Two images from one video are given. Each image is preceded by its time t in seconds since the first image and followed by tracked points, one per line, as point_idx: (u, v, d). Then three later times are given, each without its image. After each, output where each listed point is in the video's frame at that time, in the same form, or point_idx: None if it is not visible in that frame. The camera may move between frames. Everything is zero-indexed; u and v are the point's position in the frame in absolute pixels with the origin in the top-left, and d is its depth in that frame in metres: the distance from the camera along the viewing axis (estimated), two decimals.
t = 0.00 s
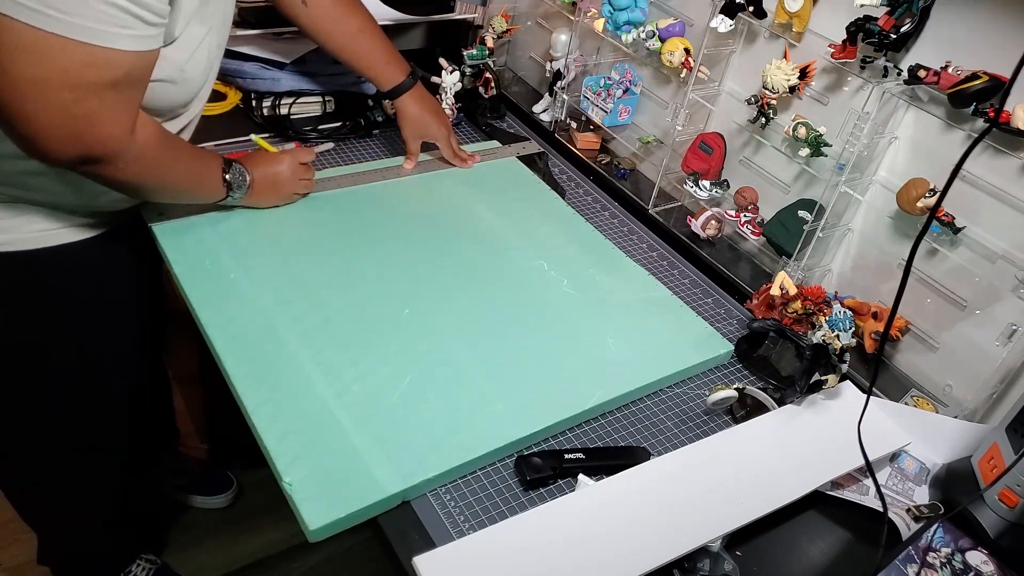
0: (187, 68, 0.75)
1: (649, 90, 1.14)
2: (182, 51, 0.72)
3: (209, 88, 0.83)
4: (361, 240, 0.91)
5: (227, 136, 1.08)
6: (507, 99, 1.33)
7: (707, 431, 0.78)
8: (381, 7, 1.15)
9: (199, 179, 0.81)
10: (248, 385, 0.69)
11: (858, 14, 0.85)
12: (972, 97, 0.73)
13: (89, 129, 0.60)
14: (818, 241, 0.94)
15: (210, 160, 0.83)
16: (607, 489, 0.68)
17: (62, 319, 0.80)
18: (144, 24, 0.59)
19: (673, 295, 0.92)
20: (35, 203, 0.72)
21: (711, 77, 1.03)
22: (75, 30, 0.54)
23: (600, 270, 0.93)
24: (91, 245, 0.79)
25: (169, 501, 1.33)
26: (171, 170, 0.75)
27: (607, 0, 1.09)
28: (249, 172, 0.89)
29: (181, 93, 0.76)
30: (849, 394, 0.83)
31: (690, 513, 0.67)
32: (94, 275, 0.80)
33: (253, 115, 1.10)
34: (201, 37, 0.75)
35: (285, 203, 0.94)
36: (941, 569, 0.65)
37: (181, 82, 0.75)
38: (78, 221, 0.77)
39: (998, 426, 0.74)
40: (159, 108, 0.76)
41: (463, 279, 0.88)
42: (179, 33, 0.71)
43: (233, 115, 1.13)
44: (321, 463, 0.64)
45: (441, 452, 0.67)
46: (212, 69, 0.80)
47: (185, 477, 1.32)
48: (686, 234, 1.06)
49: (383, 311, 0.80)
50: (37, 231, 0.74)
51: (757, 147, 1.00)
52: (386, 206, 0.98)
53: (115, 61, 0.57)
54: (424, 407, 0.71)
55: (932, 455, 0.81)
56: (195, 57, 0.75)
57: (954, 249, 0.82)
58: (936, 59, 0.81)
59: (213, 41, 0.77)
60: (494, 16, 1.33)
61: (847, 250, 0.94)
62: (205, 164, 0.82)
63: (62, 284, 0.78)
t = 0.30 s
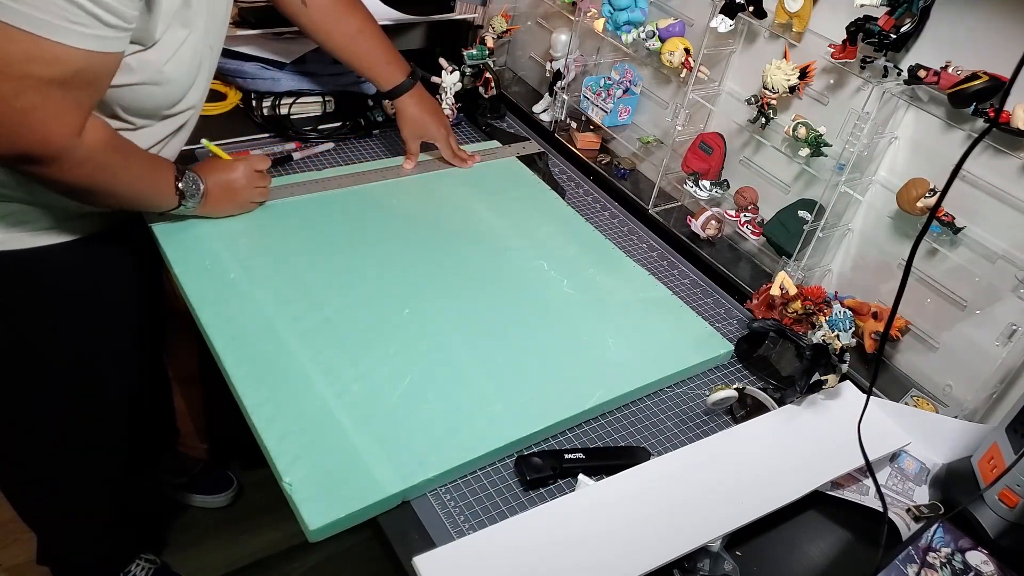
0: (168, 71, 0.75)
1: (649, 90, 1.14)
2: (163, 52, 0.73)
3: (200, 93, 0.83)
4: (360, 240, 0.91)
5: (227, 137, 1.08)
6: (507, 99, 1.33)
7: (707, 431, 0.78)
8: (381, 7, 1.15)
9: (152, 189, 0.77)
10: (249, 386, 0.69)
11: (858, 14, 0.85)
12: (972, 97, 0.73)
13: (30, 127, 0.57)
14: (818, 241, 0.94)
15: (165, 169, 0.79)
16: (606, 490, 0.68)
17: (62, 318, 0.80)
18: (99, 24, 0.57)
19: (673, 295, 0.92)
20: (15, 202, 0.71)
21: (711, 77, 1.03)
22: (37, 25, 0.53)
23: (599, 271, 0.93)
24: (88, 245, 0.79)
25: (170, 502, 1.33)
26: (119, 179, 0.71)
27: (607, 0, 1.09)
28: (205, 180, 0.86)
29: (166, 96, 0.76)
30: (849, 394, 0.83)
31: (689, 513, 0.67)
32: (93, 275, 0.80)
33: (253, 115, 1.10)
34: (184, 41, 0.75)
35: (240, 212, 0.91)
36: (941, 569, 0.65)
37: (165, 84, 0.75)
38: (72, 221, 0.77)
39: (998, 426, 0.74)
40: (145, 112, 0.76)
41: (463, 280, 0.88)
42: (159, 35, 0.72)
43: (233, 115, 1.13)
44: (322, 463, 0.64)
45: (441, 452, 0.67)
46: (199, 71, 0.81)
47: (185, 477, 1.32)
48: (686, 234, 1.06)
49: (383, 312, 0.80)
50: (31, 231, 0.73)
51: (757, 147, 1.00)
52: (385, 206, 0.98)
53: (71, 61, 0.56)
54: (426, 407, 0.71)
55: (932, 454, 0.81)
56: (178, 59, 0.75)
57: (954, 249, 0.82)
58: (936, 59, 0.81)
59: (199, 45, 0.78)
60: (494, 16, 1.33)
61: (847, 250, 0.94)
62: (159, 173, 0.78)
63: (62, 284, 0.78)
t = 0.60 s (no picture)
0: (113, 78, 0.78)
1: (649, 90, 1.14)
2: (105, 61, 0.76)
3: (154, 100, 0.86)
4: (360, 240, 0.91)
5: (220, 137, 1.07)
6: (507, 99, 1.33)
7: (707, 431, 0.78)
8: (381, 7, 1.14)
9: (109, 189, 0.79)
10: (248, 385, 0.69)
11: (858, 14, 0.85)
12: (972, 97, 0.73)
13: None
14: (818, 241, 0.94)
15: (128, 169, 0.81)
16: (606, 490, 0.68)
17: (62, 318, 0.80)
18: (32, 33, 0.61)
19: (673, 295, 0.92)
20: None
21: (711, 77, 1.03)
22: None
23: (600, 271, 0.93)
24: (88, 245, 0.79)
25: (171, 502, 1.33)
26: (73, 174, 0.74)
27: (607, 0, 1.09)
28: (173, 185, 0.85)
29: (113, 103, 0.80)
30: (849, 394, 0.83)
31: (688, 513, 0.67)
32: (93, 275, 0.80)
33: (253, 114, 1.10)
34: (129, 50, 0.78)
35: (216, 215, 0.90)
36: (941, 569, 0.65)
37: (107, 92, 0.78)
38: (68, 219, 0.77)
39: (998, 426, 0.74)
40: (86, 117, 0.80)
41: (462, 279, 0.88)
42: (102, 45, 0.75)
43: (233, 115, 1.12)
44: (322, 463, 0.64)
45: (441, 452, 0.67)
46: (152, 78, 0.84)
47: (185, 476, 1.32)
48: (686, 234, 1.06)
49: (382, 312, 0.80)
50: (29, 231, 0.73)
51: (757, 147, 1.00)
52: (384, 206, 0.98)
53: None
54: (426, 407, 0.71)
55: (931, 455, 0.81)
56: (121, 69, 0.78)
57: (954, 249, 0.82)
58: (936, 59, 0.81)
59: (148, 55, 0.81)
60: (494, 16, 1.33)
61: (847, 250, 0.94)
62: (118, 174, 0.79)
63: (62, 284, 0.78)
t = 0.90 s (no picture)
0: (87, 76, 0.77)
1: (649, 90, 1.14)
2: (74, 58, 0.75)
3: (138, 99, 0.86)
4: (359, 240, 0.91)
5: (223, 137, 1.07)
6: (507, 99, 1.32)
7: (707, 431, 0.78)
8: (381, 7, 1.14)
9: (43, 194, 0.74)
10: (248, 386, 0.69)
11: (859, 14, 0.85)
12: (972, 97, 0.73)
13: None
14: (818, 241, 0.94)
15: (68, 178, 0.77)
16: (606, 489, 0.68)
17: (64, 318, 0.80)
18: None
19: (673, 295, 0.92)
20: None
21: (711, 77, 1.03)
22: None
23: (599, 271, 0.93)
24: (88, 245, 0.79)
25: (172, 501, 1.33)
26: (3, 177, 0.70)
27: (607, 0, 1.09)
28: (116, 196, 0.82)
29: (88, 101, 0.79)
30: (849, 394, 0.83)
31: (688, 513, 0.67)
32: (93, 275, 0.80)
33: (253, 114, 1.10)
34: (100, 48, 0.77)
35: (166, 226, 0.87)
36: (941, 569, 0.65)
37: (80, 90, 0.77)
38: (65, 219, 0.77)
39: (998, 426, 0.74)
40: (64, 115, 0.80)
41: (462, 279, 0.88)
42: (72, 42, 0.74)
43: (233, 115, 1.12)
44: (322, 463, 0.64)
45: (441, 452, 0.67)
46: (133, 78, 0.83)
47: (185, 476, 1.32)
48: (686, 234, 1.06)
49: (382, 312, 0.80)
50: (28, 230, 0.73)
51: (757, 147, 1.00)
52: (384, 206, 0.98)
53: None
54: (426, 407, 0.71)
55: (932, 455, 0.81)
56: (92, 67, 0.77)
57: (954, 249, 0.82)
58: (936, 59, 0.81)
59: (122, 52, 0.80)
60: (494, 16, 1.33)
61: (847, 250, 0.94)
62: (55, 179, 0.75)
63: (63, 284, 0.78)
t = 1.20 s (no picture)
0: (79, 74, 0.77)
1: (649, 90, 1.14)
2: (66, 54, 0.75)
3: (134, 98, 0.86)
4: (359, 241, 0.91)
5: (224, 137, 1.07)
6: (507, 99, 1.32)
7: (707, 431, 0.78)
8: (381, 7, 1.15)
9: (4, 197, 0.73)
10: (248, 386, 0.69)
11: (859, 14, 0.85)
12: (972, 97, 0.73)
13: None
14: (818, 241, 0.94)
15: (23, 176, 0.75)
16: (606, 489, 0.68)
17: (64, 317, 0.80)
18: None
19: (673, 295, 0.92)
20: None
21: (711, 77, 1.03)
22: None
23: (599, 271, 0.93)
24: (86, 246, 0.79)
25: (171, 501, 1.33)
26: None
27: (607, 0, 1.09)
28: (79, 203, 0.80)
29: (81, 98, 0.79)
30: (849, 394, 0.83)
31: (688, 513, 0.67)
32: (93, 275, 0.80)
33: (253, 114, 1.10)
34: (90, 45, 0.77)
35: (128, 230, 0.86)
36: (941, 569, 0.65)
37: (72, 87, 0.77)
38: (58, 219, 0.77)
39: (998, 426, 0.74)
40: (58, 112, 0.80)
41: (462, 279, 0.88)
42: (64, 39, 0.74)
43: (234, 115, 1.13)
44: (322, 463, 0.64)
45: (441, 452, 0.67)
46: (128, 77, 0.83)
47: (184, 476, 1.32)
48: (686, 234, 1.06)
49: (381, 312, 0.80)
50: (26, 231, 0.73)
51: (757, 147, 1.00)
52: (384, 206, 0.98)
53: None
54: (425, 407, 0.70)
55: (932, 455, 0.81)
56: (83, 63, 0.77)
57: (954, 249, 0.82)
58: (936, 59, 0.81)
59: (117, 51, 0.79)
60: (495, 16, 1.33)
61: (847, 250, 0.94)
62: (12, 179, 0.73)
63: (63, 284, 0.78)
